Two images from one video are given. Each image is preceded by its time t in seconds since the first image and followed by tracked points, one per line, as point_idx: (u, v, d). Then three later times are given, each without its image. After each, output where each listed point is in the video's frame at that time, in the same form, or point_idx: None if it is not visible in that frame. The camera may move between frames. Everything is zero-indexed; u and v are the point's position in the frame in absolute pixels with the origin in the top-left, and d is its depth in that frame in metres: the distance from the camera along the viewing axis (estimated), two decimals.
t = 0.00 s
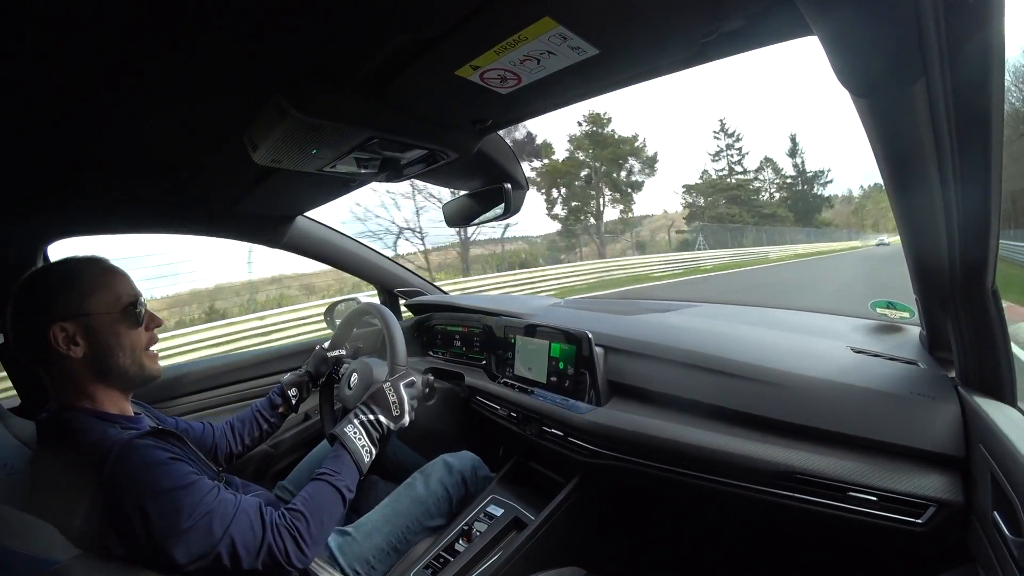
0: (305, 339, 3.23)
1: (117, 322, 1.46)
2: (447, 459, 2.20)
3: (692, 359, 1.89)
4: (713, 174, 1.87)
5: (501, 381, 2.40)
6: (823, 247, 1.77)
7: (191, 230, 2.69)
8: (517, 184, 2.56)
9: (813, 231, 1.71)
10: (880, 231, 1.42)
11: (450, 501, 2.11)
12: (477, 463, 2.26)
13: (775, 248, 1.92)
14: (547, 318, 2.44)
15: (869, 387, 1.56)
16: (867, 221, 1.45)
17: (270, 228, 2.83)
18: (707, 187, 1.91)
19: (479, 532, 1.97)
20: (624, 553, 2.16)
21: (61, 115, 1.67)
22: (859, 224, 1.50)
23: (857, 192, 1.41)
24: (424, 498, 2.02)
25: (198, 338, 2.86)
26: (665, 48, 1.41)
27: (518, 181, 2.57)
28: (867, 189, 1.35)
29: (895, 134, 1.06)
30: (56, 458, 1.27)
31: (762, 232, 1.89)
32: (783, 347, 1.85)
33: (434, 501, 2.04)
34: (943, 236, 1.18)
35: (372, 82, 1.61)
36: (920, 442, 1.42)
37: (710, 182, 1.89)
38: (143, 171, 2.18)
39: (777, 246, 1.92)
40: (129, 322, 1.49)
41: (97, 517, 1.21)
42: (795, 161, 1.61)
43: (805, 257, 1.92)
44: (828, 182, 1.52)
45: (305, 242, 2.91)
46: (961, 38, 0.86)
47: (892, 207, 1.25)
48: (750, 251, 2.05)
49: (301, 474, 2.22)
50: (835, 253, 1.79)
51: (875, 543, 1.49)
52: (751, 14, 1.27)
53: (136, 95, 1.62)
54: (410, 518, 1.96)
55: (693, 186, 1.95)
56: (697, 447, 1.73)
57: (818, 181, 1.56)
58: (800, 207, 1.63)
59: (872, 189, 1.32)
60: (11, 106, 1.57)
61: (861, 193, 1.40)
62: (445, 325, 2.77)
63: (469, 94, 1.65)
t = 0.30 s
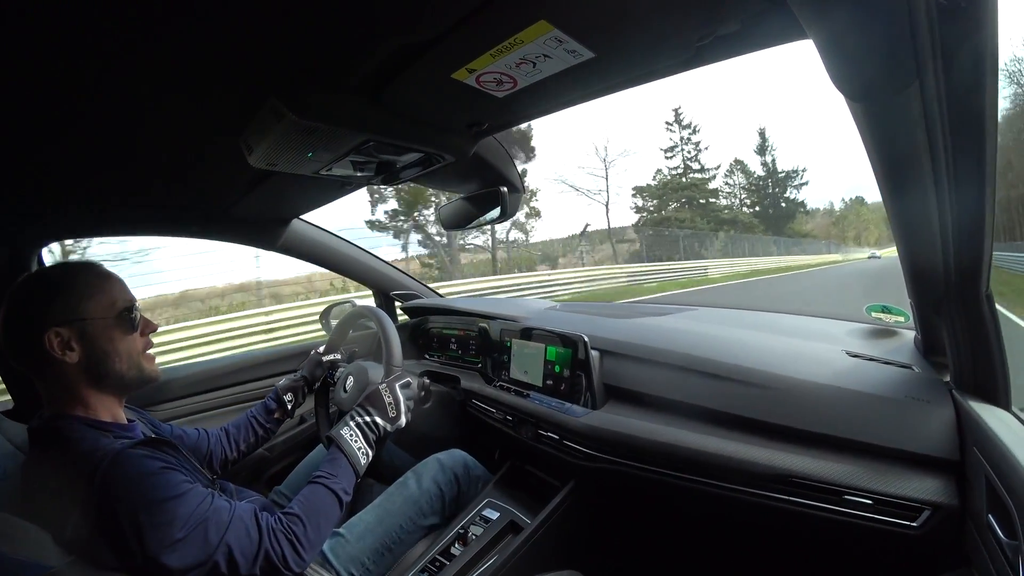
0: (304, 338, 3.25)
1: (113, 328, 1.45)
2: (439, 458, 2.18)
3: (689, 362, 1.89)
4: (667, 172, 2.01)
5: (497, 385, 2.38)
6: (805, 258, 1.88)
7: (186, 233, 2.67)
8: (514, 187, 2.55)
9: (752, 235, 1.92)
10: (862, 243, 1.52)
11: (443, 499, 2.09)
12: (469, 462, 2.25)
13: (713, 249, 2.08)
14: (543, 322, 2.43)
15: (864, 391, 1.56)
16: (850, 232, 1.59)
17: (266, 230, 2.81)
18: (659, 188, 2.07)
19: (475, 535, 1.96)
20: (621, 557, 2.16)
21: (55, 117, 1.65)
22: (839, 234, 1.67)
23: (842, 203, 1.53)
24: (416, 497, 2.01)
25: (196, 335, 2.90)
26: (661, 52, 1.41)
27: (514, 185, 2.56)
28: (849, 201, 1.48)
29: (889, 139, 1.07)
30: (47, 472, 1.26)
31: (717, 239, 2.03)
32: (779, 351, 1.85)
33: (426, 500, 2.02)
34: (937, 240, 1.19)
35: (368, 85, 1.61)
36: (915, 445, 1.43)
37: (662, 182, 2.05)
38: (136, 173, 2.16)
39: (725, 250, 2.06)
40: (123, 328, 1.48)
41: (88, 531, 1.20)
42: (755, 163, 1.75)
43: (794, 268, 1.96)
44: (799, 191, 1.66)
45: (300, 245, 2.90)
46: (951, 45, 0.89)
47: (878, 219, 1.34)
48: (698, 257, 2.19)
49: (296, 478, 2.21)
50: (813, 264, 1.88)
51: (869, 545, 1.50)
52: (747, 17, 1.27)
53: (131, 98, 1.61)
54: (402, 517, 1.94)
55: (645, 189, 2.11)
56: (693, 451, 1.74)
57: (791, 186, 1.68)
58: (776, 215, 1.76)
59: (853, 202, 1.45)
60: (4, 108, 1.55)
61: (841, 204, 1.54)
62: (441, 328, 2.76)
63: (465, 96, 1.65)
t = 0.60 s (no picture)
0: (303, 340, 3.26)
1: (114, 337, 1.44)
2: (440, 463, 2.18)
3: (688, 366, 1.89)
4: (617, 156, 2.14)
5: (496, 389, 2.38)
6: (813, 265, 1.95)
7: (185, 238, 2.66)
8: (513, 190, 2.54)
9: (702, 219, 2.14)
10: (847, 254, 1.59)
11: (444, 501, 2.09)
12: (470, 464, 2.24)
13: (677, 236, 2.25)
14: (542, 326, 2.44)
15: (864, 395, 1.56)
16: (835, 240, 1.67)
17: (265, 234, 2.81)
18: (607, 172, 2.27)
19: (475, 539, 1.97)
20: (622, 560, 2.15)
21: (55, 121, 1.65)
22: (825, 242, 1.72)
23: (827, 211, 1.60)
24: (416, 500, 2.00)
25: (198, 339, 2.91)
26: (659, 56, 1.42)
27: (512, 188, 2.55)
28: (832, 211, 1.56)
29: (887, 143, 1.08)
30: (46, 479, 1.25)
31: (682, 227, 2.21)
32: (778, 354, 1.85)
33: (428, 504, 2.02)
34: (936, 243, 1.19)
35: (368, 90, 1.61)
36: (915, 448, 1.43)
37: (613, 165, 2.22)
38: (135, 177, 2.16)
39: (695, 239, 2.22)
40: (125, 337, 1.48)
41: (87, 539, 1.19)
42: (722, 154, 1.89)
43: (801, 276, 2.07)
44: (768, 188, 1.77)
45: (299, 250, 2.89)
46: (947, 53, 0.89)
47: (867, 228, 1.40)
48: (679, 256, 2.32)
49: (295, 483, 2.20)
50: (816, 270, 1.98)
51: (869, 547, 1.50)
52: (745, 23, 1.28)
53: (130, 102, 1.61)
54: (404, 518, 1.94)
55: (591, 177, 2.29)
56: (693, 455, 1.74)
57: (762, 179, 1.78)
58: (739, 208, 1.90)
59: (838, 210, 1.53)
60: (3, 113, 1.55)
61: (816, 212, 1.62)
62: (440, 332, 2.75)
63: (464, 100, 1.65)
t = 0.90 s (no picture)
0: (303, 344, 3.27)
1: (114, 335, 1.45)
2: (439, 459, 2.17)
3: (689, 367, 1.89)
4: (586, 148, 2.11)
5: (497, 390, 2.37)
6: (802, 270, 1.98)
7: (186, 238, 2.67)
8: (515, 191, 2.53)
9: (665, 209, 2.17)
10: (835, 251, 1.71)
11: (444, 501, 2.09)
12: (470, 462, 2.24)
13: (627, 222, 2.33)
14: (543, 326, 2.44)
15: (864, 396, 1.56)
16: (826, 239, 1.70)
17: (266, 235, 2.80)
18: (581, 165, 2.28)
19: (475, 540, 1.97)
20: (623, 562, 2.15)
21: (55, 122, 1.65)
22: (816, 241, 1.76)
23: (813, 208, 1.72)
24: (416, 500, 2.00)
25: (200, 339, 2.92)
26: (660, 56, 1.41)
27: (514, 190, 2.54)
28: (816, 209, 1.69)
29: (888, 142, 1.07)
30: (46, 479, 1.25)
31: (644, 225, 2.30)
32: (778, 355, 1.85)
33: (428, 504, 2.02)
34: (936, 246, 1.19)
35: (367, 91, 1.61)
36: (916, 450, 1.43)
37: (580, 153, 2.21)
38: (136, 178, 2.16)
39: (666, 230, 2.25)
40: (126, 334, 1.48)
41: (87, 537, 1.20)
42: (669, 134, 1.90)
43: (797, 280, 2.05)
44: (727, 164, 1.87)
45: (300, 250, 2.89)
46: (948, 53, 0.89)
47: (863, 225, 1.42)
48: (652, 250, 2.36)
49: (295, 483, 2.20)
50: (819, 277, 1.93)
51: (871, 548, 1.50)
52: (746, 25, 1.27)
53: (131, 103, 1.61)
54: (404, 516, 1.94)
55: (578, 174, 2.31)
56: (694, 455, 1.74)
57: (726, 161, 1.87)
58: (695, 187, 1.96)
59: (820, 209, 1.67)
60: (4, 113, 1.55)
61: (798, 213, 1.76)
62: (441, 333, 2.75)
63: (465, 102, 1.65)
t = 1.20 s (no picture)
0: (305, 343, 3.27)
1: (117, 335, 1.44)
2: (440, 455, 2.18)
3: (690, 364, 1.89)
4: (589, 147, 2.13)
5: (499, 387, 2.37)
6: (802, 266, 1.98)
7: (188, 237, 2.67)
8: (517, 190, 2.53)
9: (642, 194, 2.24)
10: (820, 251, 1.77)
11: (445, 498, 2.09)
12: (470, 458, 2.25)
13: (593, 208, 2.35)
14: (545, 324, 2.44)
15: (865, 393, 1.56)
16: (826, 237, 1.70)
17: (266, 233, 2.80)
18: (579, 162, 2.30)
19: (477, 538, 1.98)
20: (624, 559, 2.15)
21: (55, 120, 1.65)
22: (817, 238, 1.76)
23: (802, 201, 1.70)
24: (418, 496, 2.00)
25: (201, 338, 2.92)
26: (662, 53, 1.41)
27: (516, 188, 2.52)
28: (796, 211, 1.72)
29: (891, 140, 1.07)
30: (48, 476, 1.26)
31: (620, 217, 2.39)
32: (779, 352, 1.85)
33: (430, 501, 2.02)
34: (937, 244, 1.19)
35: (368, 89, 1.61)
36: (918, 448, 1.43)
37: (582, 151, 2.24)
38: (138, 176, 2.16)
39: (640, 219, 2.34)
40: (128, 334, 1.47)
41: (89, 536, 1.20)
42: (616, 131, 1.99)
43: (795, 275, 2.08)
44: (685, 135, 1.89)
45: (302, 249, 2.88)
46: (950, 52, 0.89)
47: (861, 220, 1.42)
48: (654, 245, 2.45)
49: (297, 481, 2.21)
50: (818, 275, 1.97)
51: (872, 545, 1.51)
52: (746, 22, 1.27)
53: (131, 102, 1.61)
54: (406, 512, 1.95)
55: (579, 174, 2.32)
56: (695, 453, 1.74)
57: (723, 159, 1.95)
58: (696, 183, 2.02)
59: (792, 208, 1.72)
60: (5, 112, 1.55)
61: (780, 213, 1.79)
62: (442, 331, 2.75)
63: (466, 100, 1.65)
